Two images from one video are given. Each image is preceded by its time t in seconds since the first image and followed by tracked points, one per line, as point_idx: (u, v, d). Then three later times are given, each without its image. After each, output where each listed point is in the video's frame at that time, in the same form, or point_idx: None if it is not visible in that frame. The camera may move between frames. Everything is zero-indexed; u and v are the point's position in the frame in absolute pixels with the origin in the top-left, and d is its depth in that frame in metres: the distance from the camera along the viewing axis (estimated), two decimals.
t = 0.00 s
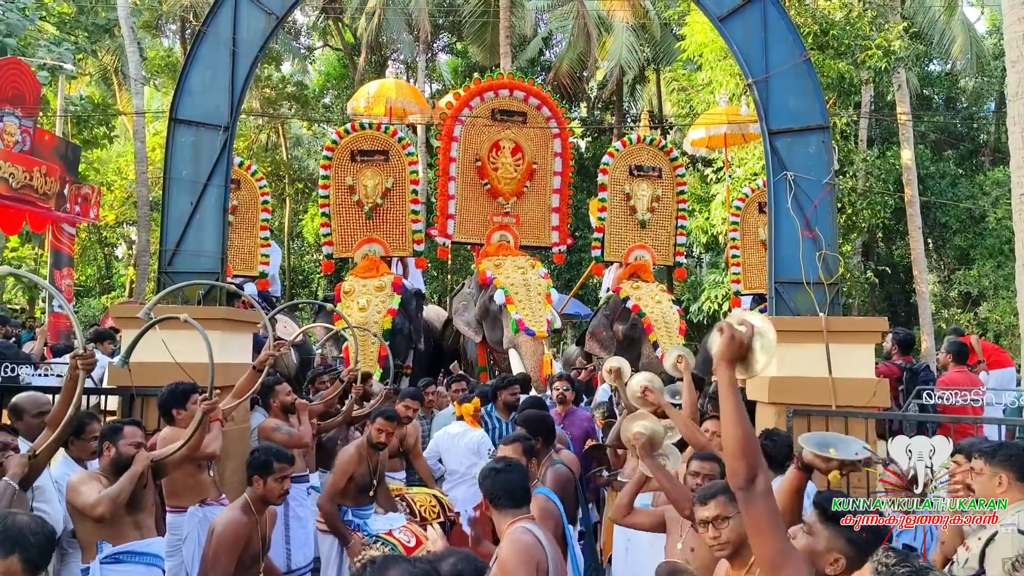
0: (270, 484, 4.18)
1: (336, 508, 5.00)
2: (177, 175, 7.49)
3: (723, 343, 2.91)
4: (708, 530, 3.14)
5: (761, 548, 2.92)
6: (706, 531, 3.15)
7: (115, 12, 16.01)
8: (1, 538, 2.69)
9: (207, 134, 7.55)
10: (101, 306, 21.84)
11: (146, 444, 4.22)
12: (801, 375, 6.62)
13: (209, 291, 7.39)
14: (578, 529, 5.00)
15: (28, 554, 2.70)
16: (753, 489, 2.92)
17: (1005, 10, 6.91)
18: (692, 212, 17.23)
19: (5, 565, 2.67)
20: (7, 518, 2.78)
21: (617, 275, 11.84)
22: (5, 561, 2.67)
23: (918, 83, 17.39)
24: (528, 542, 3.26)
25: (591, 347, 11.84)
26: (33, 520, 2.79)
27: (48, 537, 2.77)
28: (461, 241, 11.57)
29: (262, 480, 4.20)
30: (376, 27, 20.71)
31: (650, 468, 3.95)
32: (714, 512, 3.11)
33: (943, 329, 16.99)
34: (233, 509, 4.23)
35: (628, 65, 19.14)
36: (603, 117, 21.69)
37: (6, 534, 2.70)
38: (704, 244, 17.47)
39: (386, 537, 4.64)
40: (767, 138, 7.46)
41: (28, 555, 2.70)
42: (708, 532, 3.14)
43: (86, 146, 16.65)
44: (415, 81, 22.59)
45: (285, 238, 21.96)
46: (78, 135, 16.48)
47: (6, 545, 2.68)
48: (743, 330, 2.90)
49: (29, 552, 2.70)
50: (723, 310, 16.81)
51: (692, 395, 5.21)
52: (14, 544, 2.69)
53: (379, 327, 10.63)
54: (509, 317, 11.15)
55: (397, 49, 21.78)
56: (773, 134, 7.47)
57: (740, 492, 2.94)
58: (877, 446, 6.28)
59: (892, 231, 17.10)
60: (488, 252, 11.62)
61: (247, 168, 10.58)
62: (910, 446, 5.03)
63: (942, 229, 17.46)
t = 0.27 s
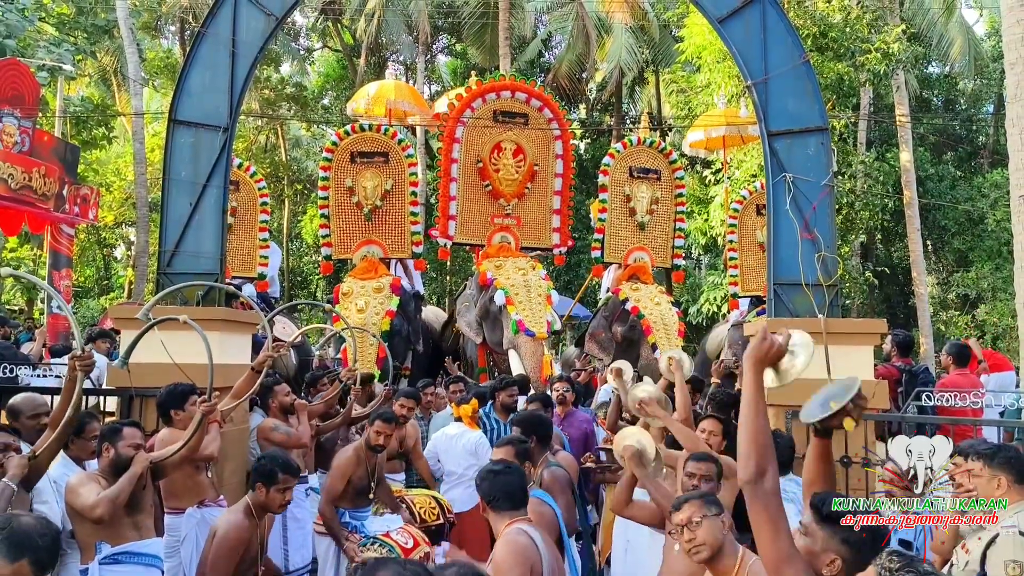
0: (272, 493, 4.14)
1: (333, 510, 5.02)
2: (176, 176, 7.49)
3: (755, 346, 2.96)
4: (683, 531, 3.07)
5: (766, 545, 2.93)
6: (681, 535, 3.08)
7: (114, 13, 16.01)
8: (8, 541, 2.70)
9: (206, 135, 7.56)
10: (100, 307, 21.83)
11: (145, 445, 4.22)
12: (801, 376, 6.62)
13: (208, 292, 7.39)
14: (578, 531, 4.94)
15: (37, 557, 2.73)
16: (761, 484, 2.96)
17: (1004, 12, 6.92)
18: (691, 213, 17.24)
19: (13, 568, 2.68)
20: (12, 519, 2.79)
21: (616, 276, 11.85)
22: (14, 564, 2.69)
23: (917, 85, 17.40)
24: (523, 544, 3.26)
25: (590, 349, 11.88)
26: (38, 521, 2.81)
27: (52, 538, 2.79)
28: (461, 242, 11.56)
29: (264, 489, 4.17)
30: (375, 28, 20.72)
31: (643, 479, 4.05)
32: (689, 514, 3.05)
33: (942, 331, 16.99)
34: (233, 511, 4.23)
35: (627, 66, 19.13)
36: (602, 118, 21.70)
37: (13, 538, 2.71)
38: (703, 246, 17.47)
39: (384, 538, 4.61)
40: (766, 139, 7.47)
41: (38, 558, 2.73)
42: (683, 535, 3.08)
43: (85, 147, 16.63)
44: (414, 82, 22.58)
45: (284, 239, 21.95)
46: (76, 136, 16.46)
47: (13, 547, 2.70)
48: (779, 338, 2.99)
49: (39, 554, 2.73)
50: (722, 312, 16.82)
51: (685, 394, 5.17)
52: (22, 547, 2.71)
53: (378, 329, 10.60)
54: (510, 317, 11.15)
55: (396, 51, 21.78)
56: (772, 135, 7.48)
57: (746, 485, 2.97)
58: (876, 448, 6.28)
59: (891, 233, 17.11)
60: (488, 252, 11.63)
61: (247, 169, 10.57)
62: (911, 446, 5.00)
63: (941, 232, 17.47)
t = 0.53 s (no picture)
0: (275, 506, 4.15)
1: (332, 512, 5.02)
2: (176, 177, 7.49)
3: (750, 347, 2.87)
4: (666, 542, 3.08)
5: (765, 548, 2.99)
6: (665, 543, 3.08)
7: (114, 14, 16.02)
8: (13, 543, 2.72)
9: (206, 136, 7.56)
10: (99, 308, 21.83)
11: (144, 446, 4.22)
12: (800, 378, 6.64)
13: (207, 293, 7.39)
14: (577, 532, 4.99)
15: (42, 558, 2.74)
16: (760, 490, 2.95)
17: (1003, 15, 6.93)
18: (690, 215, 17.26)
19: (18, 569, 2.70)
20: (16, 519, 2.80)
21: (616, 278, 11.90)
22: (18, 565, 2.71)
23: (916, 87, 17.41)
24: (524, 546, 3.26)
25: (590, 350, 12.00)
26: (40, 522, 2.82)
27: (54, 538, 2.80)
28: (462, 244, 11.55)
29: (265, 498, 4.18)
30: (375, 30, 20.76)
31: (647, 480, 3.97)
32: (672, 523, 3.06)
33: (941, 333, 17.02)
34: (233, 514, 4.23)
35: (627, 68, 19.13)
36: (601, 120, 21.71)
37: (17, 539, 2.73)
38: (702, 247, 17.48)
39: (383, 540, 4.63)
40: (766, 142, 7.49)
41: (42, 559, 2.74)
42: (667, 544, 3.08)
43: (84, 148, 16.61)
44: (413, 83, 22.59)
45: (284, 241, 21.95)
46: (76, 137, 16.42)
47: (17, 549, 2.71)
48: (768, 336, 2.88)
49: (43, 556, 2.74)
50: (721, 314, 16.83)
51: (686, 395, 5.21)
52: (26, 549, 2.72)
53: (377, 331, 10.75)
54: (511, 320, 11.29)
55: (395, 52, 21.79)
56: (772, 137, 7.50)
57: (746, 492, 2.97)
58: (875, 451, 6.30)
59: (890, 235, 17.13)
60: (488, 254, 11.71)
61: (245, 169, 10.65)
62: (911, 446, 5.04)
63: (939, 234, 17.49)
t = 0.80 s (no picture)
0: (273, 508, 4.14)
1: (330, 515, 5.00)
2: (176, 179, 7.49)
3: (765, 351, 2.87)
4: (677, 559, 3.08)
5: (774, 552, 2.98)
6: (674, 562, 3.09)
7: (113, 15, 16.01)
8: (11, 544, 2.72)
9: (206, 138, 7.56)
10: (98, 309, 21.81)
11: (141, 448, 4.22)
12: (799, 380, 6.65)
13: (207, 295, 7.39)
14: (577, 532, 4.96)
15: (40, 558, 2.74)
16: (770, 493, 2.93)
17: (1003, 17, 6.94)
18: (690, 217, 17.26)
19: (17, 569, 2.70)
20: (15, 521, 2.80)
21: (615, 280, 11.92)
22: (17, 566, 2.71)
23: (915, 89, 17.42)
24: (525, 546, 3.26)
25: (589, 353, 12.03)
26: (39, 523, 2.81)
27: (52, 539, 2.80)
28: (462, 246, 11.57)
29: (264, 500, 4.17)
30: (375, 32, 20.78)
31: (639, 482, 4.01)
32: (682, 540, 3.05)
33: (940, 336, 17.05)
34: (233, 516, 4.23)
35: (627, 70, 19.13)
36: (601, 122, 21.72)
37: (15, 540, 2.73)
38: (702, 250, 17.48)
39: (379, 541, 4.61)
40: (765, 144, 7.49)
41: (40, 559, 2.74)
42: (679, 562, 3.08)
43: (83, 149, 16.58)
44: (414, 85, 22.59)
45: (283, 242, 21.95)
46: (76, 138, 16.39)
47: (15, 550, 2.71)
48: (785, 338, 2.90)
49: (41, 557, 2.74)
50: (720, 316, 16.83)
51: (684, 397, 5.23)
52: (25, 550, 2.72)
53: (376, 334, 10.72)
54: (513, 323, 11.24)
55: (396, 54, 21.80)
56: (771, 140, 7.50)
57: (757, 494, 2.95)
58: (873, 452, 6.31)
59: (890, 238, 17.15)
60: (490, 257, 11.76)
61: (242, 171, 10.62)
62: (910, 445, 5.01)
63: (939, 236, 17.51)
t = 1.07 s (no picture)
0: (265, 496, 4.14)
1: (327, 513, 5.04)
2: (176, 181, 7.50)
3: (762, 356, 2.84)
4: (679, 559, 3.08)
5: (765, 556, 3.01)
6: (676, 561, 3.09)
7: (113, 16, 16.01)
8: (12, 549, 2.72)
9: (205, 140, 7.57)
10: (97, 311, 21.80)
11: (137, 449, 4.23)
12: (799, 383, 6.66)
13: (206, 296, 7.40)
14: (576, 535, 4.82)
15: (42, 563, 2.74)
16: (761, 501, 2.96)
17: (1001, 20, 6.95)
18: (689, 219, 17.27)
19: (18, 573, 2.70)
20: (15, 524, 2.80)
21: (614, 283, 11.93)
22: (18, 570, 2.71)
23: (915, 91, 17.43)
24: (529, 547, 3.26)
25: (589, 355, 12.09)
26: (41, 527, 2.81)
27: (54, 543, 2.80)
28: (462, 248, 11.58)
29: (259, 490, 4.19)
30: (375, 34, 20.80)
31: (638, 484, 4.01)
32: (685, 540, 3.05)
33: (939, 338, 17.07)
34: (232, 517, 4.23)
35: (627, 71, 19.14)
36: (601, 124, 21.73)
37: (17, 545, 2.73)
38: (701, 252, 17.49)
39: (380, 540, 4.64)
40: (765, 146, 7.50)
41: (42, 563, 2.74)
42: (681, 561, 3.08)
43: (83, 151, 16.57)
44: (413, 87, 22.60)
45: (282, 244, 21.96)
46: (75, 140, 16.38)
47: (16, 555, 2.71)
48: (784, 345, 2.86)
49: (43, 561, 2.74)
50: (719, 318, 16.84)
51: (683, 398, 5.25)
52: (26, 554, 2.72)
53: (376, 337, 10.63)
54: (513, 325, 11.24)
55: (395, 55, 21.82)
56: (771, 142, 7.51)
57: (747, 500, 2.97)
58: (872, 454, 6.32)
59: (889, 240, 17.18)
60: (489, 258, 11.74)
61: (240, 173, 10.60)
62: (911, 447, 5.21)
63: (938, 238, 17.53)
